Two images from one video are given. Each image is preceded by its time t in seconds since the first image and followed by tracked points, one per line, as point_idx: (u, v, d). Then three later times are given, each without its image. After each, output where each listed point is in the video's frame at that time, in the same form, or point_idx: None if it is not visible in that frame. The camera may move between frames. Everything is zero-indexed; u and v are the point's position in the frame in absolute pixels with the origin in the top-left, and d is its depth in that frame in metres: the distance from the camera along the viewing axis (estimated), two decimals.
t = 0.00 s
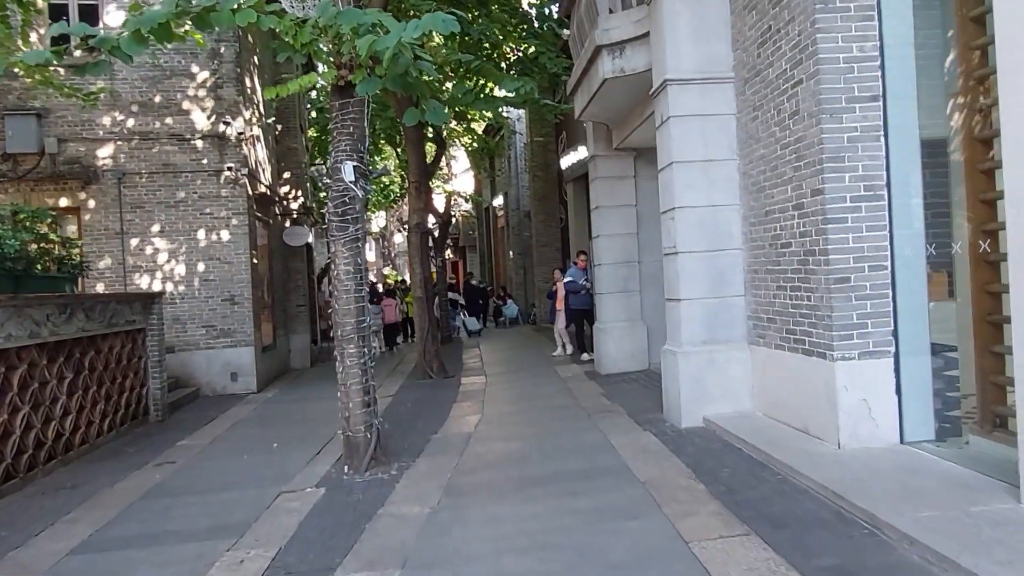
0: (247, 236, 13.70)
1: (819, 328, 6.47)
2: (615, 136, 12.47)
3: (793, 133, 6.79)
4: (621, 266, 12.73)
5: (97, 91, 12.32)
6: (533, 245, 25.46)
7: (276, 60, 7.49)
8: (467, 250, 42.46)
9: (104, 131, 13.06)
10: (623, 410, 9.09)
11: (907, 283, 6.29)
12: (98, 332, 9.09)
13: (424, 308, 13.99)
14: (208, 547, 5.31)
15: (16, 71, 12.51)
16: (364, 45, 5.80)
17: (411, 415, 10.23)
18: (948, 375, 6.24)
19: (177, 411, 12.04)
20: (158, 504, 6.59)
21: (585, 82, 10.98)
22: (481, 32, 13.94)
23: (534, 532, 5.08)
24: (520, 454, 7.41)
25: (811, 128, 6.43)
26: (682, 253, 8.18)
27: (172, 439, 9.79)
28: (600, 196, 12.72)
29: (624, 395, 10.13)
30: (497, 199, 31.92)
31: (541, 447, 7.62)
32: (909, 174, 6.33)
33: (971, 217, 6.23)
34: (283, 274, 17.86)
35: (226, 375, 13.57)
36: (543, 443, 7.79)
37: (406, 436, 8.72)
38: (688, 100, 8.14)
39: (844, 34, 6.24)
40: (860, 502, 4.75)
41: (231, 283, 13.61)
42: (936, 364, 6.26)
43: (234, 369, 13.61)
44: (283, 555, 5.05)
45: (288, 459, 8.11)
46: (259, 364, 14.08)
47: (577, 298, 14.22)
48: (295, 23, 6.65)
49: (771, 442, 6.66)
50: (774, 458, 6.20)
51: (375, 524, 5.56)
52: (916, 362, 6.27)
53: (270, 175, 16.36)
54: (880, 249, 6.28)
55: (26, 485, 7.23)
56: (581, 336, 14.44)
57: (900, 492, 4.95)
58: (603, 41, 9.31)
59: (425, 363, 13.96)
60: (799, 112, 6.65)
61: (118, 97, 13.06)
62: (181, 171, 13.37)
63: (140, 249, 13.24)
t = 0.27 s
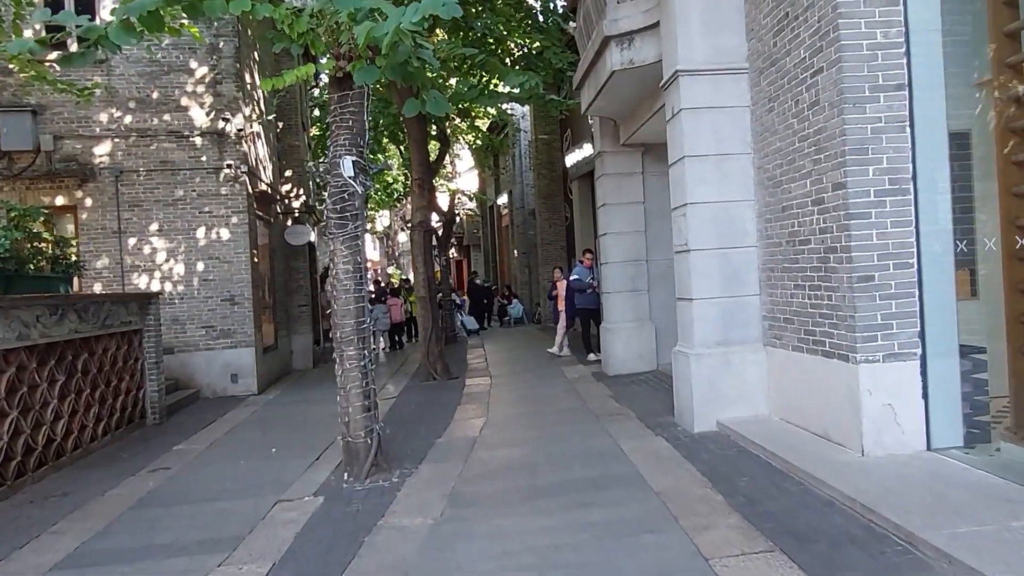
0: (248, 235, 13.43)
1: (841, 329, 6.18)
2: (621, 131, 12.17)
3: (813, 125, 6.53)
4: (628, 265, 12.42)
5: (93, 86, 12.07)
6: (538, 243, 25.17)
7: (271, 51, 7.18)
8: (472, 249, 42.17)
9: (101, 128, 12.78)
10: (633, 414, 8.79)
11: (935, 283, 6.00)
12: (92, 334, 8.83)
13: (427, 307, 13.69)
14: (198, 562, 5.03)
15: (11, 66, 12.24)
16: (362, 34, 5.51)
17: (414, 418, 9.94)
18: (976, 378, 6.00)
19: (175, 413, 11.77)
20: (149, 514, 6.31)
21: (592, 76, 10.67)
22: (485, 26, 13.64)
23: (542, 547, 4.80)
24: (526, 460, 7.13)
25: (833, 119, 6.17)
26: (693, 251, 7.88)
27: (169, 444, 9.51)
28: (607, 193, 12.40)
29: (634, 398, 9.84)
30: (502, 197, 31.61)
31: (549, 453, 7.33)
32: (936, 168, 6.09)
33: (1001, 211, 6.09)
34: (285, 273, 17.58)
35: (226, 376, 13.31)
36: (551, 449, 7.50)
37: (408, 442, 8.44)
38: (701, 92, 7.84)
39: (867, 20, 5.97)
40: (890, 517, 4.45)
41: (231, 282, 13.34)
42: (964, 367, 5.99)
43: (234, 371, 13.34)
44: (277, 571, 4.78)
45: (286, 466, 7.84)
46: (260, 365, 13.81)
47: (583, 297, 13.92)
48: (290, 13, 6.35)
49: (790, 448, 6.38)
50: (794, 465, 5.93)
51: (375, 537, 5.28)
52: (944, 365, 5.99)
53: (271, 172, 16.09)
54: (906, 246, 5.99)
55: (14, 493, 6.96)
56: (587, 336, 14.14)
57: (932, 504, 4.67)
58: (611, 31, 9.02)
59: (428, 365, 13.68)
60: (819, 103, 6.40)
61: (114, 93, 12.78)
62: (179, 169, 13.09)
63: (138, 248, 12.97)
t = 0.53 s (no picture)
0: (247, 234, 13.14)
1: (866, 329, 5.93)
2: (630, 127, 11.86)
3: (835, 115, 6.28)
4: (635, 264, 12.11)
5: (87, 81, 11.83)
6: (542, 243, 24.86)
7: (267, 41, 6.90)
8: (475, 250, 41.86)
9: (98, 125, 12.50)
10: (643, 417, 8.49)
11: (964, 282, 5.76)
12: (84, 335, 8.57)
13: (431, 308, 13.40)
14: None
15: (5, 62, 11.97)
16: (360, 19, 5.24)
17: (418, 422, 9.64)
18: (1007, 381, 5.77)
19: (173, 417, 11.49)
20: (141, 524, 6.03)
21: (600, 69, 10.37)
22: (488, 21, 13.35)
23: (554, 562, 4.52)
24: (535, 467, 6.84)
25: (857, 108, 5.93)
26: (706, 249, 7.57)
27: (165, 449, 9.22)
28: (614, 190, 12.09)
29: (643, 401, 9.54)
30: (505, 197, 31.31)
31: (558, 460, 7.04)
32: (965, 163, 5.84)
33: None
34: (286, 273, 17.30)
35: (226, 379, 13.03)
36: (560, 456, 7.22)
37: (411, 448, 8.16)
38: (713, 83, 7.54)
39: (892, 4, 5.72)
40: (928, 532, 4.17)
41: (230, 282, 13.05)
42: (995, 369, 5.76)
43: (234, 373, 13.07)
44: None
45: (285, 473, 7.56)
46: (260, 367, 13.53)
47: (590, 297, 13.62)
48: None
49: (811, 456, 6.12)
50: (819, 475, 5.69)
51: (376, 550, 5.00)
52: (973, 367, 5.75)
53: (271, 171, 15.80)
54: (934, 242, 5.75)
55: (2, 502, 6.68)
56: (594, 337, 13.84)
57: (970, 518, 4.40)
58: (619, 23, 8.74)
59: (431, 366, 13.40)
60: (841, 92, 6.15)
61: (111, 89, 12.50)
62: (178, 167, 12.80)
63: (135, 248, 12.68)
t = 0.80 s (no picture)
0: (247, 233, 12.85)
1: (894, 329, 5.63)
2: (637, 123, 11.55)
3: (858, 104, 5.98)
4: (643, 262, 11.74)
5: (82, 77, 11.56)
6: (546, 241, 24.57)
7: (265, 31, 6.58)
8: (478, 248, 41.58)
9: (95, 122, 12.19)
10: (655, 421, 8.19)
11: (999, 281, 5.46)
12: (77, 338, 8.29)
13: (434, 307, 13.10)
14: None
15: None
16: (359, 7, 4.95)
17: (422, 427, 9.34)
18: None
19: (171, 421, 11.21)
20: (132, 538, 5.74)
21: (608, 62, 10.07)
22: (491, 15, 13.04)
23: None
24: (545, 477, 6.54)
25: (882, 97, 5.63)
26: (721, 245, 7.28)
27: (161, 454, 8.92)
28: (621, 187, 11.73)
29: (654, 403, 9.25)
30: (509, 195, 30.99)
31: (568, 469, 6.74)
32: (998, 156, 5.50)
33: None
34: (287, 272, 17.01)
35: (226, 380, 12.76)
36: (571, 464, 6.93)
37: (415, 454, 7.87)
38: (728, 73, 7.24)
39: None
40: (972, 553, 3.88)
41: (230, 282, 12.77)
42: None
43: (234, 374, 12.79)
44: None
45: (284, 480, 7.28)
46: (261, 368, 13.25)
47: (596, 296, 13.29)
48: None
49: (836, 464, 5.83)
50: (846, 485, 5.39)
51: (379, 569, 4.72)
52: (1008, 369, 5.46)
53: (271, 168, 15.52)
54: (967, 239, 5.45)
55: None
56: (601, 337, 13.53)
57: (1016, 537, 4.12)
58: (627, 12, 8.43)
59: (435, 367, 13.13)
60: (865, 80, 5.85)
61: (108, 85, 12.19)
62: (176, 164, 12.50)
63: (133, 247, 12.37)
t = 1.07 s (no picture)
0: (246, 232, 12.52)
1: (925, 330, 5.25)
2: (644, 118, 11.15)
3: (881, 94, 5.55)
4: (650, 263, 11.29)
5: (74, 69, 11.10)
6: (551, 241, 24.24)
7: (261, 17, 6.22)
8: (482, 248, 41.26)
9: (90, 118, 11.85)
10: (667, 427, 7.83)
11: None
12: (65, 339, 7.98)
13: (437, 308, 12.74)
14: None
15: None
16: None
17: (424, 432, 8.99)
18: None
19: (166, 425, 10.89)
20: (115, 554, 5.39)
21: (615, 54, 9.67)
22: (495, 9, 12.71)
23: None
24: (552, 488, 6.19)
25: (907, 86, 5.24)
26: (735, 243, 6.74)
27: (154, 461, 8.59)
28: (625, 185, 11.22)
29: (665, 407, 8.88)
30: (514, 195, 30.62)
31: (576, 479, 6.38)
32: None
33: None
34: (288, 272, 16.69)
35: (223, 383, 12.43)
36: (580, 473, 6.57)
37: (417, 462, 7.52)
38: (741, 63, 6.70)
39: None
40: None
41: (228, 282, 12.45)
42: None
43: (232, 377, 12.46)
44: None
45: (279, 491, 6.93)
46: (260, 370, 12.93)
47: (603, 296, 12.90)
48: None
49: (862, 474, 5.46)
50: (876, 497, 5.03)
51: None
52: None
53: (271, 166, 15.19)
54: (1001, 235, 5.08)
55: None
56: (608, 338, 13.14)
57: None
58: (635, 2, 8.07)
59: (439, 370, 12.79)
60: (888, 68, 5.43)
61: (103, 80, 11.85)
62: (173, 161, 12.16)
63: (128, 246, 12.05)
